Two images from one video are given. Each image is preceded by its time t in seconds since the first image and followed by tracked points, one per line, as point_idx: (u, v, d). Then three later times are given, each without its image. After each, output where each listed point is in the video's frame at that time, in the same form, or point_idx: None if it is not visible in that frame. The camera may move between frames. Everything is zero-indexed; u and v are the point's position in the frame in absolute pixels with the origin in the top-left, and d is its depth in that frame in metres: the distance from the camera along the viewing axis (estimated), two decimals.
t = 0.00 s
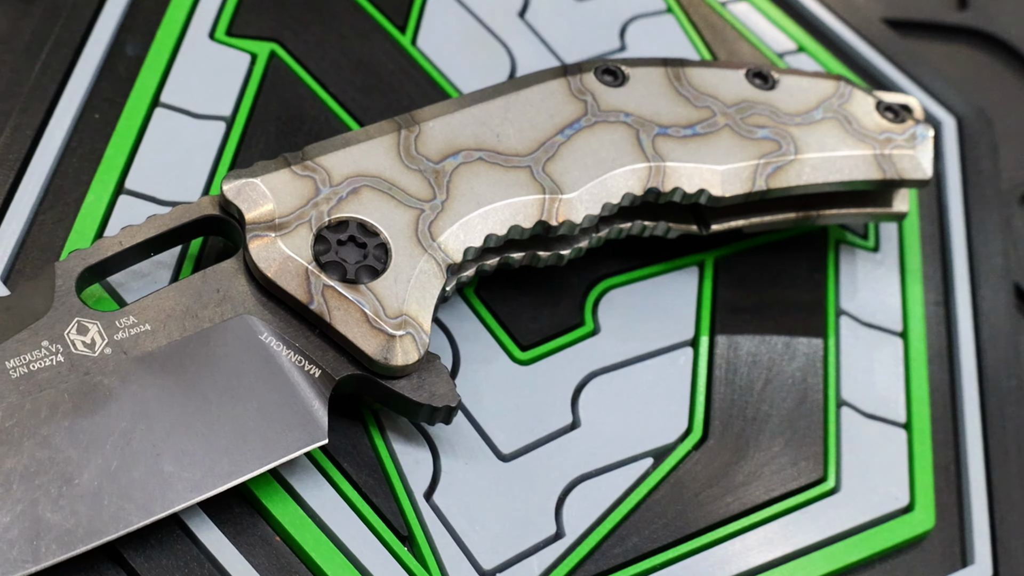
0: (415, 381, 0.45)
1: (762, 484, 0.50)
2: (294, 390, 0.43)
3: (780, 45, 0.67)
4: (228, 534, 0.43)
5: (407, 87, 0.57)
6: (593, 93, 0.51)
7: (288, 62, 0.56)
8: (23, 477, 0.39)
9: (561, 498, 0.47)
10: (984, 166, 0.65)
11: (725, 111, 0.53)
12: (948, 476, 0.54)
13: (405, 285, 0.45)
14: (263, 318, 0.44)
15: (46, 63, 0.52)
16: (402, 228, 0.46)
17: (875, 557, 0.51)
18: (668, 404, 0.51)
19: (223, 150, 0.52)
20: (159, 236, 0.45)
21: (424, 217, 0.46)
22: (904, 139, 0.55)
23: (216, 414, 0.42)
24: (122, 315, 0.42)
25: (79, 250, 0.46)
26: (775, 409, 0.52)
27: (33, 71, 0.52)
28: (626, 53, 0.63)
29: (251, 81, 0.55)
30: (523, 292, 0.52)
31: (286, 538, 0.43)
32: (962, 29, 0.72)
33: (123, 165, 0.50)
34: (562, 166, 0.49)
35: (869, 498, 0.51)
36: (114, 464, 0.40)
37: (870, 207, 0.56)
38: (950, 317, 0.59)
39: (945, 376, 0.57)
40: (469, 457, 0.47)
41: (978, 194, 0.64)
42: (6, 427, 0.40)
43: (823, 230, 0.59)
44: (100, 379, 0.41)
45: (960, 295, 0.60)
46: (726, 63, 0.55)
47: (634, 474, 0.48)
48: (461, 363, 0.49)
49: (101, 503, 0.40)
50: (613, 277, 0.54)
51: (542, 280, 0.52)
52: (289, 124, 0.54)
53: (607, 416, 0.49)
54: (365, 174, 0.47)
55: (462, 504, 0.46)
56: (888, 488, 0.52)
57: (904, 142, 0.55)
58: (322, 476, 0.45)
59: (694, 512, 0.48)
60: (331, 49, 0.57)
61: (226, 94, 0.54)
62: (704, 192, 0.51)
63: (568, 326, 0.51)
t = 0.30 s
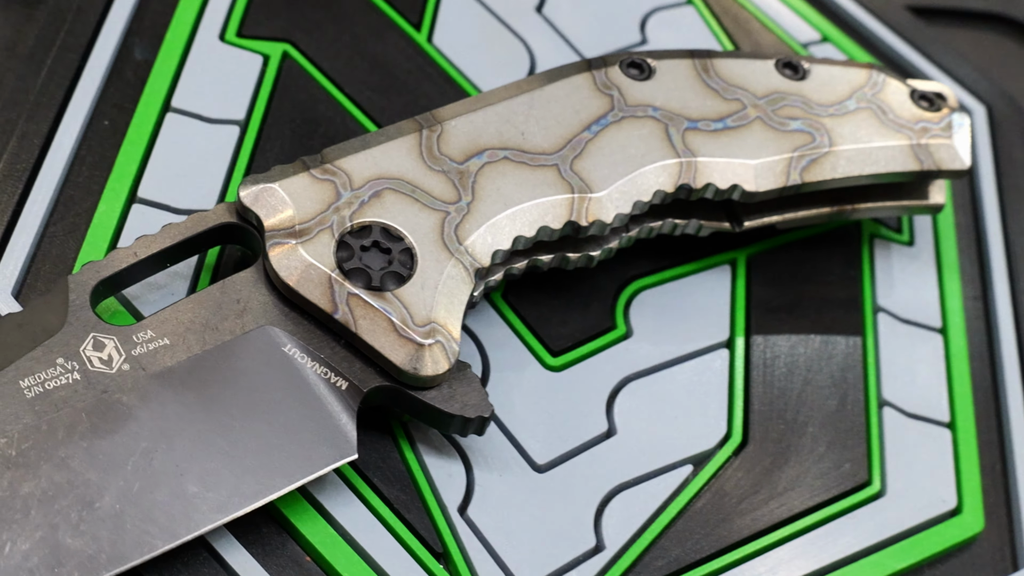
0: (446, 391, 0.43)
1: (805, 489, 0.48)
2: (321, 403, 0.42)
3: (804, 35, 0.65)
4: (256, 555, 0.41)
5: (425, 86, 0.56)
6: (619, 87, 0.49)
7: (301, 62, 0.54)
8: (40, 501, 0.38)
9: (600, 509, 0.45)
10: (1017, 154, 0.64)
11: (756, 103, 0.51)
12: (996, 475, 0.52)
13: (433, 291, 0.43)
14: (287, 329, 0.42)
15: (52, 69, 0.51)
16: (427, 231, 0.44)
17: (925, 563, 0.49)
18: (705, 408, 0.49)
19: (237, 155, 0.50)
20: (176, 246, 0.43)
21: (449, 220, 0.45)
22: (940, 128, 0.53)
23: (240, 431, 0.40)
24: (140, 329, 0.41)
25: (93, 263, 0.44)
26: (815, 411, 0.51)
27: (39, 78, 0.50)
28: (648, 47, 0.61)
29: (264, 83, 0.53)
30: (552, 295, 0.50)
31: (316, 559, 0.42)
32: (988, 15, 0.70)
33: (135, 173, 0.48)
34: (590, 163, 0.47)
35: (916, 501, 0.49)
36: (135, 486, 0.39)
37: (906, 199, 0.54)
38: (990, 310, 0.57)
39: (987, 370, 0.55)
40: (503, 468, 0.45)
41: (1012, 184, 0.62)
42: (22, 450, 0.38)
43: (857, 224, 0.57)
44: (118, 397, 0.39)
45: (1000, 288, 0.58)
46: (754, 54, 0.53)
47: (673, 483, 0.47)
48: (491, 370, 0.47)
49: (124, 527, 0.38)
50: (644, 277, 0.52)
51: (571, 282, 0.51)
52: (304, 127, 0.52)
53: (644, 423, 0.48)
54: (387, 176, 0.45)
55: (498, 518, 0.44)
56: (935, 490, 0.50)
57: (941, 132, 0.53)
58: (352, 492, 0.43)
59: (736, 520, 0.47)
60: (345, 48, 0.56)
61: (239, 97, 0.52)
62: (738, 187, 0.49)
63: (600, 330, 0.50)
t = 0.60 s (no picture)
0: (479, 399, 0.41)
1: (848, 491, 0.47)
2: (350, 415, 0.40)
3: (825, 24, 0.63)
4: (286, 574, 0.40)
5: (441, 84, 0.54)
6: (646, 80, 0.48)
7: (314, 62, 0.53)
8: (61, 526, 0.36)
9: (640, 517, 0.44)
10: None
11: (787, 93, 0.49)
12: None
13: (463, 296, 0.41)
14: (312, 338, 0.40)
15: (57, 75, 0.49)
16: (454, 234, 0.43)
17: (973, 565, 0.47)
18: (743, 410, 0.47)
19: (252, 159, 0.48)
20: (193, 256, 0.41)
21: (477, 221, 0.43)
22: (976, 115, 0.52)
23: (267, 446, 0.39)
24: (160, 343, 0.39)
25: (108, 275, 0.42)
26: (855, 410, 0.49)
27: (44, 84, 0.49)
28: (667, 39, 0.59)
29: (277, 85, 0.51)
30: (581, 297, 0.49)
31: None
32: None
33: (147, 180, 0.47)
34: (620, 160, 0.45)
35: (961, 501, 0.48)
36: (160, 506, 0.37)
37: (940, 189, 0.53)
38: None
39: None
40: (538, 478, 0.43)
41: None
42: (42, 472, 0.36)
43: (888, 216, 0.56)
44: (140, 414, 0.38)
45: None
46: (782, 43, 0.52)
47: (713, 489, 0.45)
48: (522, 376, 0.46)
49: (149, 550, 0.36)
50: (675, 276, 0.50)
51: (600, 283, 0.49)
52: (320, 128, 0.50)
53: (681, 427, 0.46)
54: (411, 177, 0.43)
55: (535, 530, 0.42)
56: (981, 489, 0.48)
57: (977, 118, 0.51)
58: (384, 507, 0.41)
59: (779, 526, 0.45)
60: (358, 47, 0.54)
61: (252, 100, 0.50)
62: (771, 181, 0.48)
63: (632, 332, 0.48)
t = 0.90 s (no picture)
0: (515, 407, 0.40)
1: (895, 492, 0.45)
2: (381, 427, 0.38)
3: (848, 11, 0.61)
4: None
5: (459, 80, 0.52)
6: (675, 70, 0.46)
7: (328, 60, 0.51)
8: (85, 550, 0.34)
9: (682, 525, 0.42)
10: None
11: (820, 81, 0.48)
12: None
13: (496, 299, 0.40)
14: (339, 347, 0.39)
15: (64, 79, 0.47)
16: (484, 234, 0.41)
17: None
18: (783, 410, 0.46)
19: (268, 162, 0.47)
20: (212, 264, 0.40)
21: (507, 220, 0.41)
22: (1013, 99, 0.50)
23: (296, 460, 0.37)
24: (182, 356, 0.37)
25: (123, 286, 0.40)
26: (898, 407, 0.47)
27: (51, 89, 0.47)
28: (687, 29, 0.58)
29: (291, 85, 0.49)
30: (612, 297, 0.47)
31: None
32: None
33: (160, 186, 0.45)
34: (652, 153, 0.44)
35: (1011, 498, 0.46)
36: (188, 527, 0.35)
37: (977, 177, 0.51)
38: None
39: None
40: (576, 487, 0.42)
41: None
42: (63, 495, 0.35)
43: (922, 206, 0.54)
44: (164, 431, 0.36)
45: None
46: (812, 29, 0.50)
47: (757, 493, 0.43)
48: (555, 381, 0.44)
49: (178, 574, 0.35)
50: (707, 273, 0.49)
51: (631, 282, 0.47)
52: (337, 129, 0.49)
53: (721, 430, 0.44)
54: (437, 176, 0.41)
55: (575, 541, 0.40)
56: None
57: (1015, 102, 0.50)
58: (419, 521, 0.40)
59: (825, 530, 0.43)
60: (373, 44, 0.52)
61: (265, 100, 0.49)
62: (807, 172, 0.46)
63: (666, 332, 0.46)
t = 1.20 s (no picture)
0: (550, 413, 0.38)
1: (943, 490, 0.44)
2: (413, 438, 0.37)
3: None
4: None
5: (476, 77, 0.51)
6: (700, 60, 0.45)
7: (340, 60, 0.49)
8: None
9: (727, 531, 0.40)
10: None
11: (849, 68, 0.46)
12: None
13: (527, 302, 0.38)
14: (367, 356, 0.37)
15: (70, 86, 0.46)
16: (512, 234, 0.39)
17: None
18: (823, 409, 0.44)
19: (283, 166, 0.45)
20: (232, 273, 0.38)
21: (535, 220, 0.40)
22: None
23: (327, 476, 0.35)
24: (204, 370, 0.36)
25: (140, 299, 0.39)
26: (941, 402, 0.46)
27: (56, 96, 0.45)
28: (706, 18, 0.56)
29: (303, 86, 0.48)
30: (643, 296, 0.46)
31: None
32: None
33: (173, 195, 0.43)
34: (681, 147, 0.42)
35: None
36: (217, 548, 0.34)
37: (1011, 162, 0.50)
38: None
39: None
40: (616, 495, 0.40)
41: None
42: (85, 519, 0.33)
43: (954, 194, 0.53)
44: (188, 449, 0.34)
45: None
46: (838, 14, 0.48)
47: (801, 495, 0.42)
48: (589, 384, 0.42)
49: None
50: (740, 269, 0.47)
51: (662, 280, 0.46)
52: (352, 130, 0.47)
53: (761, 431, 0.43)
54: (460, 176, 0.40)
55: (617, 551, 0.39)
56: None
57: None
58: (456, 535, 0.38)
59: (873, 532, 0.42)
60: (385, 43, 0.51)
61: (278, 103, 0.47)
62: (839, 162, 0.45)
63: (700, 331, 0.45)
